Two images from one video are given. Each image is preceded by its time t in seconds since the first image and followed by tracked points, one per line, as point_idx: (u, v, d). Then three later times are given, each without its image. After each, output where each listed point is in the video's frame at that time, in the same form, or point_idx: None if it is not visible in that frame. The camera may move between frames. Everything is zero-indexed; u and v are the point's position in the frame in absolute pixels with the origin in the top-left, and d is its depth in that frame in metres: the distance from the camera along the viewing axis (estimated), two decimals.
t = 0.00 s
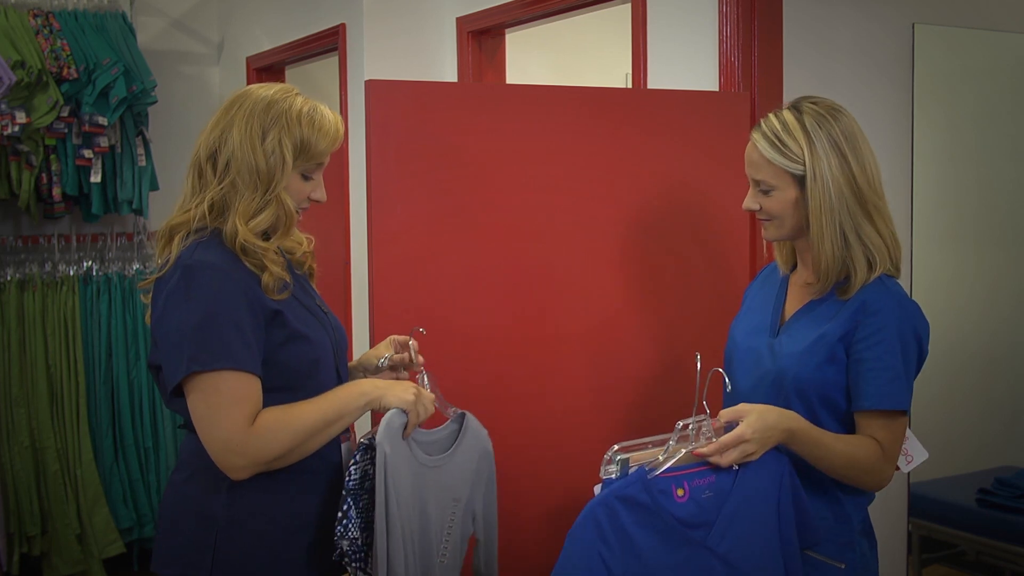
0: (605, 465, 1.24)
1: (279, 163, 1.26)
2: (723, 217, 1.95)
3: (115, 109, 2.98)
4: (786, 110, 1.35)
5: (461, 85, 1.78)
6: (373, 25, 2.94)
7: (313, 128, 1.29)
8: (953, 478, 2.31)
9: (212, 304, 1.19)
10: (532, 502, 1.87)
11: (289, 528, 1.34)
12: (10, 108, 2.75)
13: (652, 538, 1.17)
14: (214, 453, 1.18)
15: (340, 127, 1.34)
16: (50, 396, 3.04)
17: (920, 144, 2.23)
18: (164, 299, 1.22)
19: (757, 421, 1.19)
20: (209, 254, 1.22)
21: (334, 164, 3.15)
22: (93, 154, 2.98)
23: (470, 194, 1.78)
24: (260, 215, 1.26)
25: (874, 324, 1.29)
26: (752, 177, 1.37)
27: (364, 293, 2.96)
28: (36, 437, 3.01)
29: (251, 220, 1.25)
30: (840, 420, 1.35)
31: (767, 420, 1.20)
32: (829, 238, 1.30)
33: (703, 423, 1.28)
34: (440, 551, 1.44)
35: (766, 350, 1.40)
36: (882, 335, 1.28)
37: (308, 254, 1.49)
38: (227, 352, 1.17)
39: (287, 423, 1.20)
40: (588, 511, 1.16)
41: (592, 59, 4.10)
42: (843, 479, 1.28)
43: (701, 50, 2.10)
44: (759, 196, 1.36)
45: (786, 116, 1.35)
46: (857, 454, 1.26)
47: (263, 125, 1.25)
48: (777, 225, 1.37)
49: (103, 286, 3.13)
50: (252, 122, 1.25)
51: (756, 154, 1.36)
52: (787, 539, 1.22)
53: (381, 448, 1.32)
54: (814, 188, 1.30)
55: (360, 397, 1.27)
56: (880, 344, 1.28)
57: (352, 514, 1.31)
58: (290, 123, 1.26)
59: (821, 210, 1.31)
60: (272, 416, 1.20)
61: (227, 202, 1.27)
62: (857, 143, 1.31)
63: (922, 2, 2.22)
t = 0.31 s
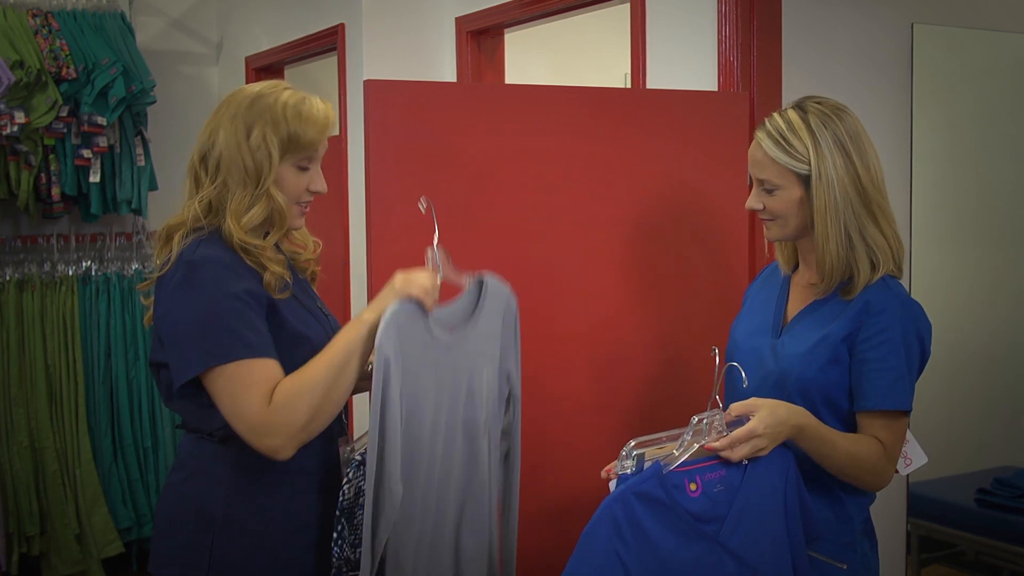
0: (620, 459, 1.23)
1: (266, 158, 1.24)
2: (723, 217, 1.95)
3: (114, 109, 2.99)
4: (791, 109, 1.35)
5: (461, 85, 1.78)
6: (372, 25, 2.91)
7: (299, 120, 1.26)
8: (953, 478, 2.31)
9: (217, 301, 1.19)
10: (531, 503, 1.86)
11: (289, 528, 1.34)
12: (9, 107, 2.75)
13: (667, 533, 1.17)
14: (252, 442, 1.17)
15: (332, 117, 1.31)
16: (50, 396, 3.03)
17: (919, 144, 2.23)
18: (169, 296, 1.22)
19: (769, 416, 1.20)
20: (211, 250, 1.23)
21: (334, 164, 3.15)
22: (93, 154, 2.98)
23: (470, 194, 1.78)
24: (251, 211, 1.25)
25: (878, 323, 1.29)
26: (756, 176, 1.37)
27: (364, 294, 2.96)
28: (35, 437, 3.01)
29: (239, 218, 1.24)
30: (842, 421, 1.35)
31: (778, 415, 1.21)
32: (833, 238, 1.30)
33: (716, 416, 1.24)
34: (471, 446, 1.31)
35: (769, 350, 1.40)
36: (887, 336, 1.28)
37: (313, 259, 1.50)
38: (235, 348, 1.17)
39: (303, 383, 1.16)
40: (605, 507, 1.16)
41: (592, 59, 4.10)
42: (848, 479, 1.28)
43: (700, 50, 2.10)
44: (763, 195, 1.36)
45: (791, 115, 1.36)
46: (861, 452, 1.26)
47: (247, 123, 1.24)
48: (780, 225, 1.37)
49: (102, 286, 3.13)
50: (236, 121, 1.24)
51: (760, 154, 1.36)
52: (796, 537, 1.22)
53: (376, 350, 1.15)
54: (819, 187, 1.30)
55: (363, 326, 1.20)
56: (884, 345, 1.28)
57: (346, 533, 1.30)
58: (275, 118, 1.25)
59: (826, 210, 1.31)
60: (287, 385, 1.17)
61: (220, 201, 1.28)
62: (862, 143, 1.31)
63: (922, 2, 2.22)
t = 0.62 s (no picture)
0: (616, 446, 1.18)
1: (227, 151, 1.25)
2: (723, 218, 1.95)
3: (114, 109, 2.98)
4: (799, 107, 1.34)
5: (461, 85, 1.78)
6: (373, 25, 2.92)
7: (264, 108, 1.25)
8: (953, 478, 2.31)
9: (229, 299, 1.21)
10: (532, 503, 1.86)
11: (289, 529, 1.34)
12: (9, 107, 2.75)
13: (661, 521, 1.13)
14: (280, 430, 1.18)
15: (304, 104, 1.31)
16: (50, 396, 3.03)
17: (919, 144, 2.23)
18: (182, 294, 1.23)
19: (768, 409, 1.19)
20: (217, 243, 1.25)
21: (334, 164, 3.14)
22: (93, 154, 2.98)
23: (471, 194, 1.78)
24: (215, 205, 1.26)
25: (878, 324, 1.29)
26: (760, 172, 1.37)
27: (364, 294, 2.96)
28: (35, 437, 3.01)
29: (208, 214, 1.26)
30: (842, 420, 1.35)
31: (777, 409, 1.20)
32: (835, 237, 1.30)
33: (714, 406, 1.20)
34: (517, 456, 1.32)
35: (769, 351, 1.40)
36: (888, 336, 1.28)
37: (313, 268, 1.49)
38: (257, 335, 1.19)
39: (342, 380, 1.18)
40: (598, 493, 1.11)
41: (591, 59, 4.10)
42: (847, 478, 1.28)
43: (700, 49, 2.10)
44: (766, 191, 1.36)
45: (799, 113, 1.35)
46: (860, 451, 1.26)
47: (213, 119, 1.26)
48: (782, 222, 1.36)
49: (102, 286, 3.13)
50: (204, 122, 1.26)
51: (766, 149, 1.36)
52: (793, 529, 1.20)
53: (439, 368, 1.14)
54: (823, 185, 1.30)
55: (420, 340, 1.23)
56: (884, 346, 1.28)
57: (340, 545, 1.29)
58: (241, 110, 1.25)
59: (828, 209, 1.31)
60: (321, 381, 1.19)
61: (195, 201, 1.30)
62: (868, 145, 1.31)
63: (922, 3, 2.22)
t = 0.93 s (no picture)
0: (611, 439, 1.17)
1: (235, 150, 1.25)
2: (723, 218, 1.95)
3: (114, 109, 2.98)
4: (805, 105, 1.34)
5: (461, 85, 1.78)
6: (372, 25, 2.91)
7: (270, 109, 1.26)
8: (953, 478, 2.32)
9: (231, 299, 1.21)
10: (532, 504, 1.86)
11: (289, 529, 1.34)
12: (9, 107, 2.75)
13: (654, 515, 1.13)
14: (284, 438, 1.20)
15: (308, 106, 1.31)
16: (49, 396, 3.04)
17: (919, 144, 2.23)
18: (183, 293, 1.23)
19: (764, 405, 1.18)
20: (218, 245, 1.25)
21: (333, 164, 3.14)
22: (92, 154, 2.97)
23: (471, 194, 1.78)
24: (222, 203, 1.26)
25: (878, 324, 1.29)
26: (765, 168, 1.37)
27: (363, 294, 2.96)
28: (34, 437, 3.00)
29: (213, 212, 1.26)
30: (841, 420, 1.35)
31: (773, 405, 1.19)
32: (837, 236, 1.30)
33: (710, 402, 1.22)
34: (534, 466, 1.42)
35: (770, 351, 1.40)
36: (888, 337, 1.28)
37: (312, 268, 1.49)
38: (259, 341, 1.20)
39: (349, 393, 1.22)
40: (592, 485, 1.10)
41: (591, 59, 4.10)
42: (845, 477, 1.28)
43: (700, 49, 2.10)
44: (769, 189, 1.36)
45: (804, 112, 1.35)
46: (859, 451, 1.26)
47: (219, 117, 1.25)
48: (784, 220, 1.36)
49: (102, 286, 3.14)
50: (208, 119, 1.26)
51: (771, 146, 1.36)
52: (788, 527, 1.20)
53: (435, 379, 1.25)
54: (826, 184, 1.29)
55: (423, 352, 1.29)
56: (885, 347, 1.28)
57: (343, 543, 1.29)
58: (247, 109, 1.25)
59: (831, 208, 1.31)
60: (327, 391, 1.22)
61: (200, 199, 1.29)
62: (873, 145, 1.31)
63: (922, 3, 2.22)
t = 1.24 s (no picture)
0: (602, 437, 1.19)
1: (238, 152, 1.25)
2: (723, 218, 1.95)
3: (114, 109, 2.98)
4: (810, 104, 1.34)
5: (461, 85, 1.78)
6: (372, 26, 2.90)
7: (274, 111, 1.26)
8: (953, 478, 2.32)
9: (231, 299, 1.21)
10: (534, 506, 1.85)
11: (289, 529, 1.34)
12: (9, 107, 2.75)
13: (646, 513, 1.12)
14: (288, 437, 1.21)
15: (310, 108, 1.31)
16: (49, 396, 3.04)
17: (919, 144, 2.23)
18: (182, 294, 1.23)
19: (754, 404, 1.18)
20: (216, 247, 1.25)
21: (333, 164, 3.14)
22: (92, 154, 2.98)
23: (470, 194, 1.78)
24: (224, 204, 1.26)
25: (877, 327, 1.29)
26: (769, 167, 1.37)
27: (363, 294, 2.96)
28: (34, 437, 3.00)
29: (214, 213, 1.25)
30: (838, 421, 1.36)
31: (764, 404, 1.18)
32: (841, 235, 1.30)
33: (701, 399, 1.22)
34: (546, 461, 1.41)
35: (771, 351, 1.40)
36: (886, 339, 1.28)
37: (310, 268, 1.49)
38: (259, 343, 1.20)
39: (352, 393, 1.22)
40: (583, 485, 1.10)
41: (591, 59, 4.10)
42: (839, 480, 1.28)
43: (700, 49, 2.10)
44: (774, 187, 1.36)
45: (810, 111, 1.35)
46: (852, 454, 1.26)
47: (222, 117, 1.25)
48: (789, 219, 1.36)
49: (102, 286, 3.14)
50: (211, 119, 1.25)
51: (777, 145, 1.36)
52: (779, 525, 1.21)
53: (437, 374, 1.27)
54: (831, 183, 1.29)
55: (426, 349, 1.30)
56: (882, 349, 1.28)
57: (345, 544, 1.28)
58: (251, 111, 1.25)
59: (836, 207, 1.31)
60: (332, 389, 1.22)
61: (201, 199, 1.29)
62: (879, 144, 1.31)
63: (922, 2, 2.22)
